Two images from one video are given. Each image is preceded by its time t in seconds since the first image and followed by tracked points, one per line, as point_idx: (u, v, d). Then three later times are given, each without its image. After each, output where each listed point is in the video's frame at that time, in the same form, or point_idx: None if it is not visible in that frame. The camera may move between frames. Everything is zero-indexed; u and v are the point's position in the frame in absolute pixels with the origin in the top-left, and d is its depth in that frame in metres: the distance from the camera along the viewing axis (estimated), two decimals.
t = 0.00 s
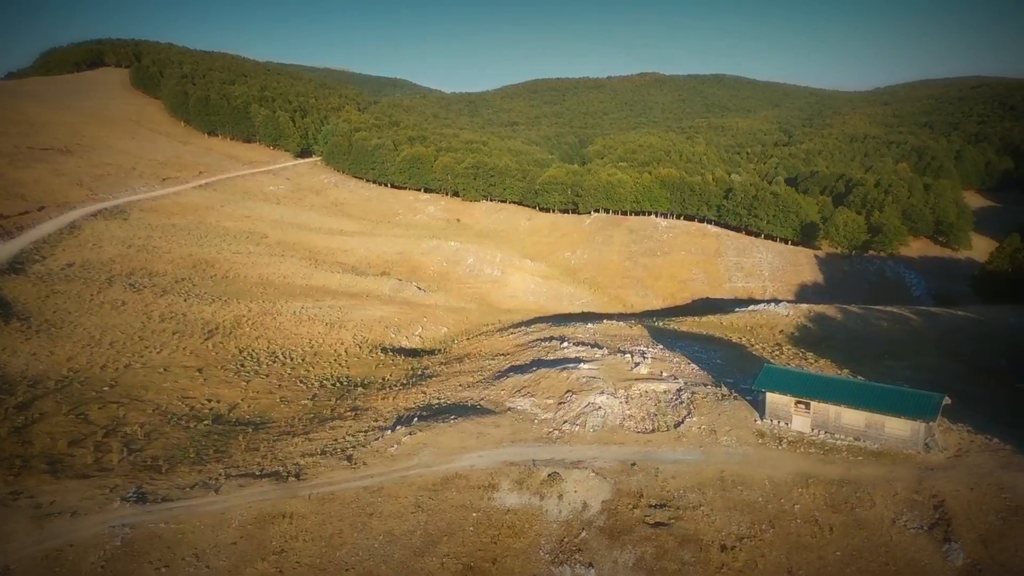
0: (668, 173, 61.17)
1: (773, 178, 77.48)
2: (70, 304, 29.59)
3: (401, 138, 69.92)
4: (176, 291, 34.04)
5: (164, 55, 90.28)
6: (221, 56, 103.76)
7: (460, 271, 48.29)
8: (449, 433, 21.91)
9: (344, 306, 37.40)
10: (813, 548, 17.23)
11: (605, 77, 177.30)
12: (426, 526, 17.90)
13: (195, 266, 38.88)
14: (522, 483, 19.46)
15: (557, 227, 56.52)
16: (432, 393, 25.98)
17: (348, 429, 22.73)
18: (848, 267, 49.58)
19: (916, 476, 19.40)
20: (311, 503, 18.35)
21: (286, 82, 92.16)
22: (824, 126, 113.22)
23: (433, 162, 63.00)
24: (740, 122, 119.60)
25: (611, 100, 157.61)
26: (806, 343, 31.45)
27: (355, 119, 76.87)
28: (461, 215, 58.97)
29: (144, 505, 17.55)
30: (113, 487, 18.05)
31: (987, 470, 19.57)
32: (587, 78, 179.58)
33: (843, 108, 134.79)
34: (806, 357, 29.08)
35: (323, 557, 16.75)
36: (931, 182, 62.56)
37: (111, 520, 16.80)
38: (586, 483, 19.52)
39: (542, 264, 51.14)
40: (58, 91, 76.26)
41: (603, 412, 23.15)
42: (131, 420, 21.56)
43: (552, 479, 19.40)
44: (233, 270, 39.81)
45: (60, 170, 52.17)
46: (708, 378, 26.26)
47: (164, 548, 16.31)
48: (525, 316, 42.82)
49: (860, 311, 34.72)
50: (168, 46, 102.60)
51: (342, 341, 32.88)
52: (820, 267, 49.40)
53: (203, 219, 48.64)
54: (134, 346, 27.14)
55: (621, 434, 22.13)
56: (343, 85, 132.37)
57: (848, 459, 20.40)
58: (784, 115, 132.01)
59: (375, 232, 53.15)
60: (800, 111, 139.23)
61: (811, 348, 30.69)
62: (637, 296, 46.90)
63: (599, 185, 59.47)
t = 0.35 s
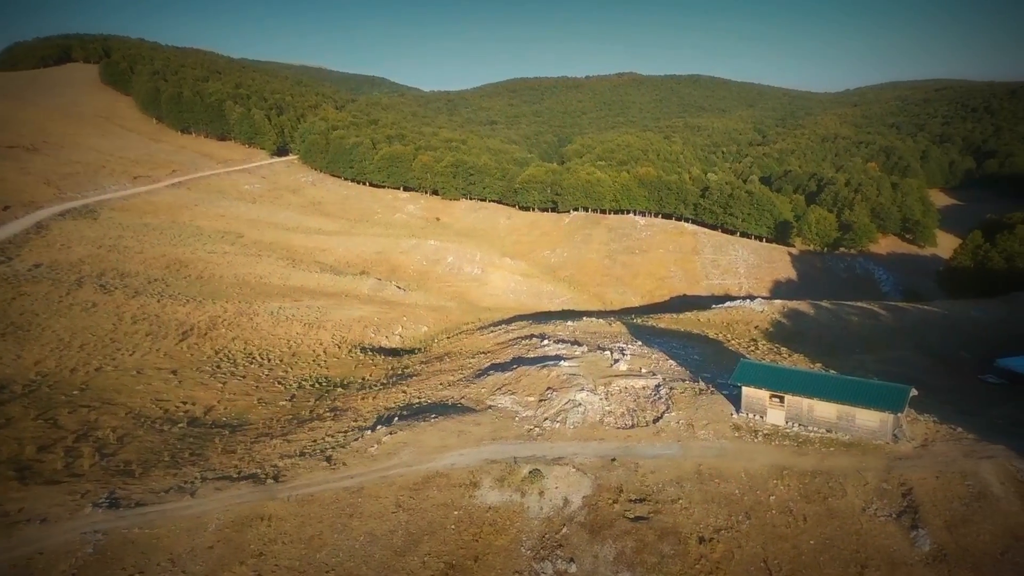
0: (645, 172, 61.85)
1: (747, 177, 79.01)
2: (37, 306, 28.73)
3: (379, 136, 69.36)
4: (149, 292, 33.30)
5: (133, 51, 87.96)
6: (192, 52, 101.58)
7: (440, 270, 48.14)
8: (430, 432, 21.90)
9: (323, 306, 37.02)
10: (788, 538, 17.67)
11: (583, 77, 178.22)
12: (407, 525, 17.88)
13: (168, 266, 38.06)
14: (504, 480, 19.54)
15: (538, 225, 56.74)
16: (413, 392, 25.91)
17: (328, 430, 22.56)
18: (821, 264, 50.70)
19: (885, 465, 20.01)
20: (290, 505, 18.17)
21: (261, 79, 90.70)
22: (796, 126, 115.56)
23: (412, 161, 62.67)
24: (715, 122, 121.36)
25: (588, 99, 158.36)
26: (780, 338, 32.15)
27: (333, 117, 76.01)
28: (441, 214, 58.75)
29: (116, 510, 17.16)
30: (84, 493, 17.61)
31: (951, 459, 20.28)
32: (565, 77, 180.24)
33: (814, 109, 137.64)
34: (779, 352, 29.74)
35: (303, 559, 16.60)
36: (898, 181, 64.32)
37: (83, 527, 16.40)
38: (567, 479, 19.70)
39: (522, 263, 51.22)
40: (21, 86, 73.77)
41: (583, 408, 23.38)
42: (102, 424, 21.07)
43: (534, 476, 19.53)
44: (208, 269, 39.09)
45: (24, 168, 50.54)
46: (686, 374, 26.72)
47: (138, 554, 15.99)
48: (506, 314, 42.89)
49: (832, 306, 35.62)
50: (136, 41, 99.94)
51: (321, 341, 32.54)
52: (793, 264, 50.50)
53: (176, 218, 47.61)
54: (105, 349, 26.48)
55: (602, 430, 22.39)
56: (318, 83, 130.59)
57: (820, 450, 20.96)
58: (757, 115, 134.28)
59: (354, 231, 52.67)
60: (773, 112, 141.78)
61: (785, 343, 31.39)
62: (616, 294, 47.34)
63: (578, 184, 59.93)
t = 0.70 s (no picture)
0: (623, 170, 62.33)
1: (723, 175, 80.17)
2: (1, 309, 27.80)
3: (357, 135, 68.60)
4: (120, 293, 32.48)
5: (100, 45, 85.46)
6: (162, 47, 99.15)
7: (419, 269, 47.88)
8: (410, 431, 21.81)
9: (301, 306, 36.53)
10: (764, 529, 18.04)
11: (561, 77, 178.70)
12: (388, 525, 17.81)
13: (139, 267, 37.15)
14: (485, 478, 19.57)
15: (517, 224, 56.80)
16: (393, 391, 25.75)
17: (306, 431, 22.30)
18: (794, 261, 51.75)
19: (857, 456, 20.54)
20: (268, 507, 17.94)
21: (235, 76, 89.00)
22: (770, 126, 117.62)
23: (391, 159, 62.13)
24: (692, 122, 122.83)
25: (566, 98, 158.69)
26: (755, 333, 32.75)
27: (309, 114, 74.96)
28: (420, 212, 58.40)
29: (86, 517, 16.73)
30: (52, 500, 17.13)
31: (920, 448, 20.90)
32: (543, 76, 180.48)
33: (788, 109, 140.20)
34: (755, 347, 30.31)
35: (282, 563, 16.41)
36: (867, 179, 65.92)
37: (52, 535, 15.97)
38: (548, 476, 19.82)
39: (502, 261, 51.21)
40: None
41: (564, 405, 23.52)
42: (71, 429, 20.50)
43: (515, 473, 19.59)
44: (182, 270, 38.27)
45: None
46: (665, 370, 27.07)
47: (110, 561, 15.62)
48: (487, 313, 42.88)
49: (805, 302, 36.39)
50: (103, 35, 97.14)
51: (299, 341, 32.13)
52: (767, 261, 51.48)
53: (147, 217, 46.47)
54: (73, 352, 25.75)
55: (582, 427, 22.57)
56: (294, 80, 128.58)
57: (794, 442, 21.43)
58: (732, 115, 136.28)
59: (332, 230, 52.07)
60: (747, 112, 143.98)
61: (760, 339, 31.99)
62: (595, 292, 47.67)
63: (557, 183, 60.14)
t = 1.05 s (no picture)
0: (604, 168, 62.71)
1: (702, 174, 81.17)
2: None
3: (338, 133, 67.80)
4: (94, 294, 31.74)
5: (69, 40, 83.18)
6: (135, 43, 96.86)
7: (401, 268, 47.59)
8: (394, 431, 21.72)
9: (282, 306, 36.06)
10: (744, 521, 18.38)
11: (542, 76, 178.80)
12: (372, 526, 17.71)
13: (114, 267, 36.33)
14: (470, 477, 19.59)
15: (500, 222, 56.79)
16: (377, 391, 25.59)
17: (288, 432, 22.06)
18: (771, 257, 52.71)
19: (833, 448, 21.02)
20: (248, 510, 17.72)
21: (211, 72, 87.40)
22: (748, 125, 119.37)
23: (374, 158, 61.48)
24: (671, 121, 124.01)
25: (548, 97, 158.82)
26: (735, 329, 33.30)
27: (287, 112, 73.92)
28: (402, 211, 58.03)
29: (60, 525, 16.35)
30: (23, 508, 16.70)
31: (894, 440, 21.45)
32: (524, 75, 180.35)
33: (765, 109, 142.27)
34: (734, 343, 30.80)
35: (263, 566, 16.23)
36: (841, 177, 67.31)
37: (23, 543, 15.58)
38: (532, 473, 19.92)
39: (484, 259, 51.16)
40: None
41: (548, 403, 23.65)
42: (43, 435, 19.99)
43: (500, 471, 19.63)
44: (158, 270, 37.52)
45: None
46: (647, 366, 27.36)
47: (85, 568, 15.29)
48: (471, 312, 42.85)
49: (782, 298, 37.06)
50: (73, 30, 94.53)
51: (279, 342, 31.73)
52: (745, 258, 52.33)
53: (121, 217, 45.43)
54: (44, 355, 25.09)
55: (566, 423, 22.72)
56: (272, 77, 126.62)
57: (773, 435, 21.84)
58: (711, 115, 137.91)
59: (312, 229, 51.48)
60: (725, 111, 145.77)
61: (739, 334, 32.52)
62: (577, 290, 47.94)
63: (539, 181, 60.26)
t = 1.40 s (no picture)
0: (592, 168, 62.75)
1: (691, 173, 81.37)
2: None
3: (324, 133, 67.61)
4: (79, 297, 31.58)
5: (52, 41, 82.46)
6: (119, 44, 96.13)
7: (389, 268, 47.61)
8: (381, 431, 21.74)
9: (268, 307, 36.01)
10: (732, 518, 18.52)
11: (530, 76, 178.58)
12: (361, 526, 17.77)
13: (100, 269, 36.13)
14: (458, 476, 19.66)
15: (489, 223, 56.82)
16: (365, 392, 25.64)
17: (276, 433, 22.10)
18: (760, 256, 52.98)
19: (820, 444, 21.17)
20: (237, 511, 17.75)
21: (197, 73, 87.00)
22: (736, 124, 119.83)
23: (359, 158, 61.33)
24: (660, 120, 124.22)
25: (536, 97, 158.71)
26: (723, 327, 33.46)
27: (275, 113, 73.73)
28: (390, 211, 58.00)
29: (47, 527, 16.33)
30: (11, 511, 16.67)
31: (879, 436, 21.64)
32: (512, 75, 180.18)
33: (752, 108, 142.83)
34: (722, 341, 30.97)
35: (252, 566, 16.27)
36: (830, 176, 67.63)
37: (11, 546, 15.55)
38: (520, 471, 20.01)
39: (474, 259, 51.18)
40: None
41: (535, 402, 23.73)
42: (30, 437, 19.93)
43: (487, 470, 19.71)
44: (145, 272, 37.37)
45: None
46: (634, 365, 27.49)
47: (72, 571, 15.27)
48: (458, 311, 42.91)
49: (770, 296, 37.27)
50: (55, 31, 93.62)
51: (267, 343, 31.71)
52: (734, 256, 52.55)
53: (107, 219, 45.14)
54: (30, 358, 24.99)
55: (553, 422, 22.81)
56: (257, 77, 125.90)
57: (760, 433, 21.98)
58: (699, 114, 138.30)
59: (300, 230, 51.37)
60: (714, 110, 146.26)
61: (726, 333, 32.69)
62: (566, 289, 48.04)
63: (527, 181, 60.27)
